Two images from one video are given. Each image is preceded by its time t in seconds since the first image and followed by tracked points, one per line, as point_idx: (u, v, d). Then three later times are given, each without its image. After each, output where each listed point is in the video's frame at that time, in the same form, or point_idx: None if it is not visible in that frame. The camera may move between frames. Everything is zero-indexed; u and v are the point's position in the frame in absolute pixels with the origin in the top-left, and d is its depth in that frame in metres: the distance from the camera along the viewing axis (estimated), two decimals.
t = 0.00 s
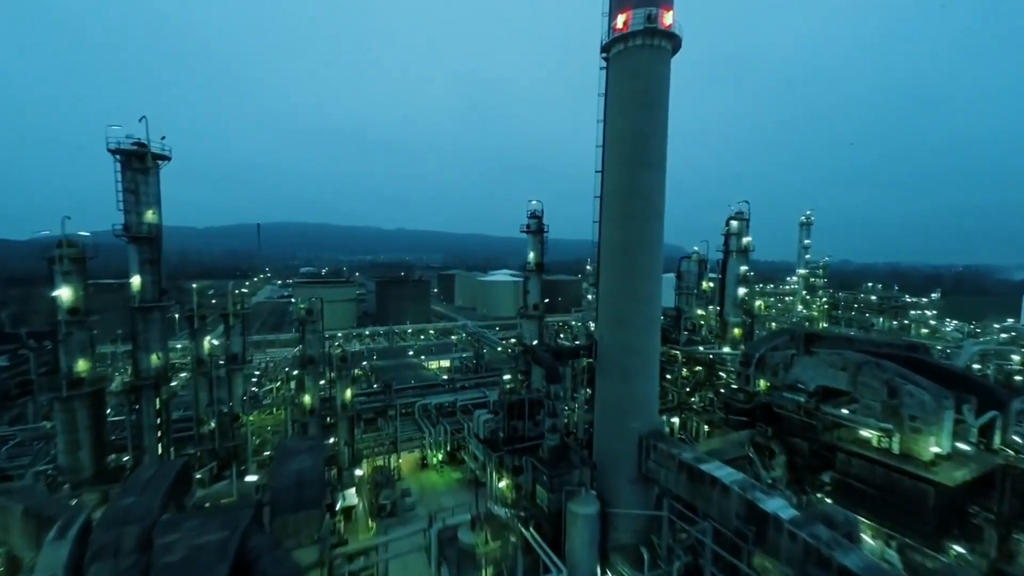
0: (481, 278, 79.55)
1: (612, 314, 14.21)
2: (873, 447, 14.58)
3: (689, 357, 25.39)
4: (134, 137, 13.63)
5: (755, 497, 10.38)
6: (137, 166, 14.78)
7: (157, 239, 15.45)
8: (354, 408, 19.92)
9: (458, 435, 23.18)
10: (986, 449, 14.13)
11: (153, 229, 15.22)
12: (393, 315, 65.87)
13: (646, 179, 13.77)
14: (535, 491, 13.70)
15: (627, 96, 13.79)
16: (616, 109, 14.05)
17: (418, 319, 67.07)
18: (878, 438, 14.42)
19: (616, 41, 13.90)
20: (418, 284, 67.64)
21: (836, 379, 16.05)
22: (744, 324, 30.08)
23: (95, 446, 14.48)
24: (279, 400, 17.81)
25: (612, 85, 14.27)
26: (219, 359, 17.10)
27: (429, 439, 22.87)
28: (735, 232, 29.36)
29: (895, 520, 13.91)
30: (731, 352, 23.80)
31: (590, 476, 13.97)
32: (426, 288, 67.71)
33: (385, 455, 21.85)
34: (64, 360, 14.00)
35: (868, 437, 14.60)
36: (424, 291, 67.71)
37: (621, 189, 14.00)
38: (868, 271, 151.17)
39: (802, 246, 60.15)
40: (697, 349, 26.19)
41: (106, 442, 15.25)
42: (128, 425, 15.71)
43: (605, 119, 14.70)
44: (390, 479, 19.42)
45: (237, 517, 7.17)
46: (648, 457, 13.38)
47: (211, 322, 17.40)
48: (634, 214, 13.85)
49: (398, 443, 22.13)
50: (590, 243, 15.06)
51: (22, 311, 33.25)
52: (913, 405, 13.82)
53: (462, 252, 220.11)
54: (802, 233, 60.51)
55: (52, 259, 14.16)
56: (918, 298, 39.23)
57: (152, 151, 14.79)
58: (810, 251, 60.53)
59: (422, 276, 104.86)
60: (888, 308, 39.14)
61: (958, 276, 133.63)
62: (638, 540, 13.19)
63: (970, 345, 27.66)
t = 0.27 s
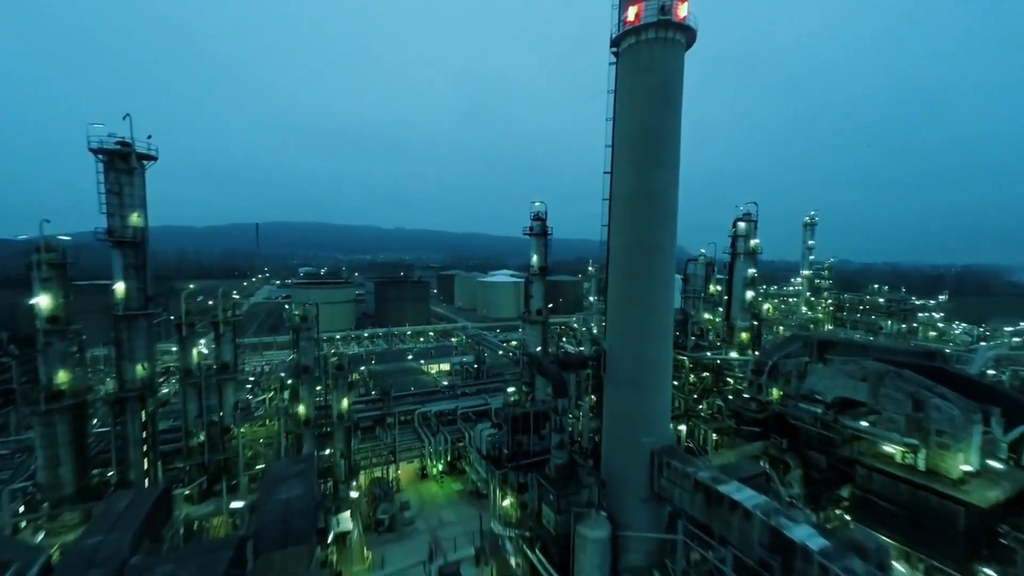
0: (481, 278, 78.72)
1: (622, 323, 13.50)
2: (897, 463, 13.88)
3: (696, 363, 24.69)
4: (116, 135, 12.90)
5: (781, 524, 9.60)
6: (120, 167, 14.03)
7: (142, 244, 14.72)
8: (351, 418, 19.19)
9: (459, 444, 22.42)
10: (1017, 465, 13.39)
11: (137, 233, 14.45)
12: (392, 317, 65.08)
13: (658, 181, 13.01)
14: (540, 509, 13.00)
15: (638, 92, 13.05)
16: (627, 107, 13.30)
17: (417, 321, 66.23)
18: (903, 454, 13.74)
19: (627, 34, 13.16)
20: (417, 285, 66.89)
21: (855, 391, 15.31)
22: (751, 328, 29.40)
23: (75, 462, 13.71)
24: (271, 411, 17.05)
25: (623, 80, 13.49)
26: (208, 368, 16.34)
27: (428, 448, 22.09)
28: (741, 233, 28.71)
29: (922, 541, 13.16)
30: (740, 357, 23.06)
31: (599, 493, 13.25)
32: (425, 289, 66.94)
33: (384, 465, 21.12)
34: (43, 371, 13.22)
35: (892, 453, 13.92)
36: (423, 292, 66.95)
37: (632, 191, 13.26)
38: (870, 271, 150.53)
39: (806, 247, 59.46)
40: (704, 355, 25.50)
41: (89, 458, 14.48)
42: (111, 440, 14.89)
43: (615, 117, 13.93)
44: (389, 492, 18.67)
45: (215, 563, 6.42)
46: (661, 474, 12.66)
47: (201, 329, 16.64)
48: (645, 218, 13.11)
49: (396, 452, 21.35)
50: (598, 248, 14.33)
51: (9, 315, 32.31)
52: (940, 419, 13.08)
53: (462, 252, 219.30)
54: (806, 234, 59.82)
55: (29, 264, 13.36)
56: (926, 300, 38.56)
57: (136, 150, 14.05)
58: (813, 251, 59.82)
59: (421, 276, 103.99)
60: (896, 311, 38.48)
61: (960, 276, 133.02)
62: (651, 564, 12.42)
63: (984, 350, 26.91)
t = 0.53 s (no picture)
0: (481, 278, 77.70)
1: (635, 335, 12.67)
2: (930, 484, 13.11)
3: (706, 370, 23.83)
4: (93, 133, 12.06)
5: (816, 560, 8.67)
6: (99, 167, 13.15)
7: (123, 249, 13.85)
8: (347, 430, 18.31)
9: (460, 455, 21.53)
10: None
11: (117, 238, 13.58)
12: (390, 319, 64.15)
13: (675, 183, 12.13)
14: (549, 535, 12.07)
15: (653, 88, 12.16)
16: (640, 104, 12.42)
17: (417, 322, 65.26)
18: (936, 475, 12.97)
19: (641, 25, 12.28)
20: (417, 286, 65.98)
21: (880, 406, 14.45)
22: (760, 334, 28.57)
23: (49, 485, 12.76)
24: (263, 425, 16.15)
25: (636, 76, 12.63)
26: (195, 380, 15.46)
27: (428, 460, 21.19)
28: (750, 235, 27.89)
29: (958, 568, 12.29)
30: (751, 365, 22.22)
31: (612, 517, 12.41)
32: (424, 291, 66.01)
33: (381, 478, 20.24)
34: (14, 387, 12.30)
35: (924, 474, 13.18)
36: (422, 294, 66.03)
37: (646, 195, 12.40)
38: (872, 271, 149.74)
39: (811, 248, 58.59)
40: (714, 361, 24.65)
41: (66, 478, 13.59)
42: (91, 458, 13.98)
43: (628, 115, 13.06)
44: (387, 508, 17.77)
45: None
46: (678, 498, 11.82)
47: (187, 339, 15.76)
48: (660, 224, 12.24)
49: (395, 464, 20.46)
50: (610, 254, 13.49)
51: None
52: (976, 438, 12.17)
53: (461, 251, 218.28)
54: (811, 235, 58.96)
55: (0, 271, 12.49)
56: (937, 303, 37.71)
57: (116, 149, 13.20)
58: (819, 251, 58.90)
59: (420, 276, 102.97)
60: (906, 314, 37.64)
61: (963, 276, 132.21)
62: None
63: (1002, 356, 26.05)
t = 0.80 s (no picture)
0: (481, 279, 76.87)
1: (648, 348, 11.93)
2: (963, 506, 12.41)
3: (715, 377, 23.08)
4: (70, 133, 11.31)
5: None
6: (78, 169, 12.37)
7: (104, 255, 13.07)
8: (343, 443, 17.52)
9: (461, 467, 20.72)
10: None
11: (98, 243, 12.79)
12: (390, 321, 63.32)
13: (692, 187, 11.36)
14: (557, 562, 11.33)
15: (669, 85, 11.40)
16: (655, 102, 11.67)
17: (416, 324, 64.42)
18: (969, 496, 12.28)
19: (656, 18, 11.52)
20: (417, 288, 65.17)
21: (906, 420, 13.69)
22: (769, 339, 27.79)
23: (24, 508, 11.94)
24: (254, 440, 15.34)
25: (651, 72, 11.86)
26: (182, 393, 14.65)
27: (428, 472, 20.37)
28: (758, 237, 27.14)
29: None
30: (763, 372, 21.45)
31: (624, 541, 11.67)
32: (424, 292, 65.19)
33: (378, 490, 19.41)
34: None
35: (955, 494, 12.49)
36: (422, 295, 65.21)
37: (660, 199, 11.65)
38: (874, 271, 149.00)
39: (816, 249, 57.81)
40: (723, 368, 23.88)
41: (43, 499, 12.78)
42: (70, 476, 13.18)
43: (641, 114, 12.28)
44: (384, 525, 16.94)
45: None
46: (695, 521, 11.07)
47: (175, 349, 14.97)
48: (676, 230, 11.48)
49: (394, 477, 19.63)
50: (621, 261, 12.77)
51: None
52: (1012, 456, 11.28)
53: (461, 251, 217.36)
54: (816, 236, 58.16)
55: None
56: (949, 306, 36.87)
57: (97, 149, 12.45)
58: (824, 253, 58.12)
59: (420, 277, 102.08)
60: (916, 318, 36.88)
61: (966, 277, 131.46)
62: None
63: (1018, 363, 25.31)
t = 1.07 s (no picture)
0: (481, 280, 75.89)
1: (665, 363, 11.06)
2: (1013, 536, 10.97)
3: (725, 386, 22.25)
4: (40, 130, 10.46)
5: None
6: (50, 170, 11.49)
7: (79, 262, 12.18)
8: (339, 458, 16.62)
9: (462, 481, 19.83)
10: None
11: (74, 250, 11.90)
12: (388, 322, 62.42)
13: (715, 189, 10.47)
14: None
15: (690, 77, 10.53)
16: (674, 96, 10.81)
17: (415, 326, 63.46)
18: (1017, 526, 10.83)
19: (675, 7, 10.66)
20: (416, 289, 64.27)
21: (940, 438, 12.93)
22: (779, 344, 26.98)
23: None
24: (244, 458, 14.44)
25: (669, 65, 11.00)
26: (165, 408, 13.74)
27: (428, 486, 19.43)
28: (767, 240, 26.30)
29: None
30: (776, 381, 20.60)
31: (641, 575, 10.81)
32: (423, 293, 64.33)
33: (374, 507, 18.43)
34: None
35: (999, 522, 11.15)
36: (421, 296, 64.34)
37: (680, 202, 10.76)
38: (876, 271, 148.31)
39: (821, 250, 56.97)
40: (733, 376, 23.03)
41: (12, 526, 11.85)
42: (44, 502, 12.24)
43: (658, 111, 11.42)
44: (382, 545, 16.04)
45: None
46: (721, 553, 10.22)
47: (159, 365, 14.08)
48: (697, 236, 10.60)
49: (392, 492, 18.72)
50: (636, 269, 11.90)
51: None
52: None
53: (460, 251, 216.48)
54: (821, 236, 57.36)
55: None
56: (959, 311, 36.08)
57: (72, 149, 11.61)
58: (829, 253, 57.28)
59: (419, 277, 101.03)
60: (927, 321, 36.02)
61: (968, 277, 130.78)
62: None
63: None
